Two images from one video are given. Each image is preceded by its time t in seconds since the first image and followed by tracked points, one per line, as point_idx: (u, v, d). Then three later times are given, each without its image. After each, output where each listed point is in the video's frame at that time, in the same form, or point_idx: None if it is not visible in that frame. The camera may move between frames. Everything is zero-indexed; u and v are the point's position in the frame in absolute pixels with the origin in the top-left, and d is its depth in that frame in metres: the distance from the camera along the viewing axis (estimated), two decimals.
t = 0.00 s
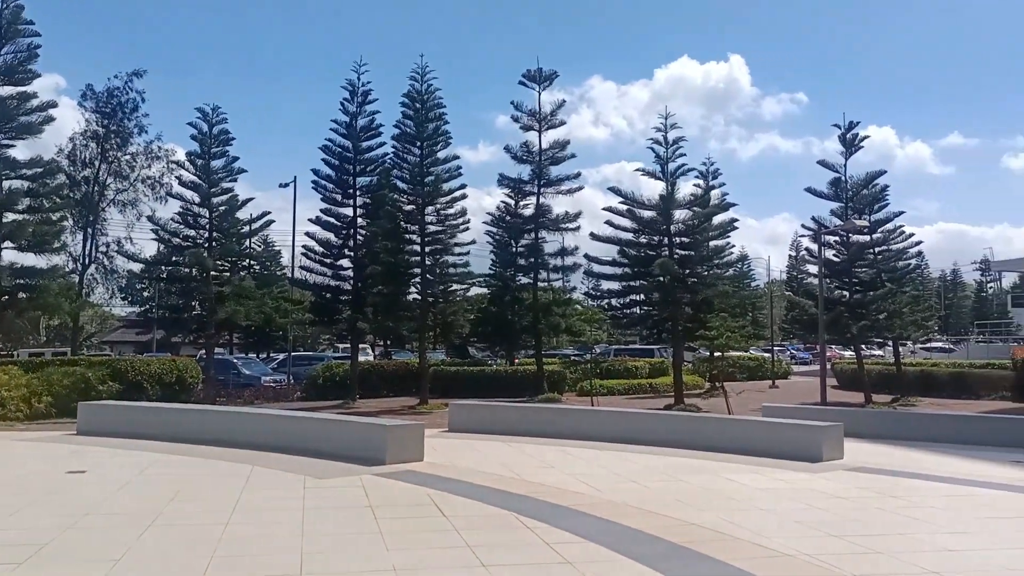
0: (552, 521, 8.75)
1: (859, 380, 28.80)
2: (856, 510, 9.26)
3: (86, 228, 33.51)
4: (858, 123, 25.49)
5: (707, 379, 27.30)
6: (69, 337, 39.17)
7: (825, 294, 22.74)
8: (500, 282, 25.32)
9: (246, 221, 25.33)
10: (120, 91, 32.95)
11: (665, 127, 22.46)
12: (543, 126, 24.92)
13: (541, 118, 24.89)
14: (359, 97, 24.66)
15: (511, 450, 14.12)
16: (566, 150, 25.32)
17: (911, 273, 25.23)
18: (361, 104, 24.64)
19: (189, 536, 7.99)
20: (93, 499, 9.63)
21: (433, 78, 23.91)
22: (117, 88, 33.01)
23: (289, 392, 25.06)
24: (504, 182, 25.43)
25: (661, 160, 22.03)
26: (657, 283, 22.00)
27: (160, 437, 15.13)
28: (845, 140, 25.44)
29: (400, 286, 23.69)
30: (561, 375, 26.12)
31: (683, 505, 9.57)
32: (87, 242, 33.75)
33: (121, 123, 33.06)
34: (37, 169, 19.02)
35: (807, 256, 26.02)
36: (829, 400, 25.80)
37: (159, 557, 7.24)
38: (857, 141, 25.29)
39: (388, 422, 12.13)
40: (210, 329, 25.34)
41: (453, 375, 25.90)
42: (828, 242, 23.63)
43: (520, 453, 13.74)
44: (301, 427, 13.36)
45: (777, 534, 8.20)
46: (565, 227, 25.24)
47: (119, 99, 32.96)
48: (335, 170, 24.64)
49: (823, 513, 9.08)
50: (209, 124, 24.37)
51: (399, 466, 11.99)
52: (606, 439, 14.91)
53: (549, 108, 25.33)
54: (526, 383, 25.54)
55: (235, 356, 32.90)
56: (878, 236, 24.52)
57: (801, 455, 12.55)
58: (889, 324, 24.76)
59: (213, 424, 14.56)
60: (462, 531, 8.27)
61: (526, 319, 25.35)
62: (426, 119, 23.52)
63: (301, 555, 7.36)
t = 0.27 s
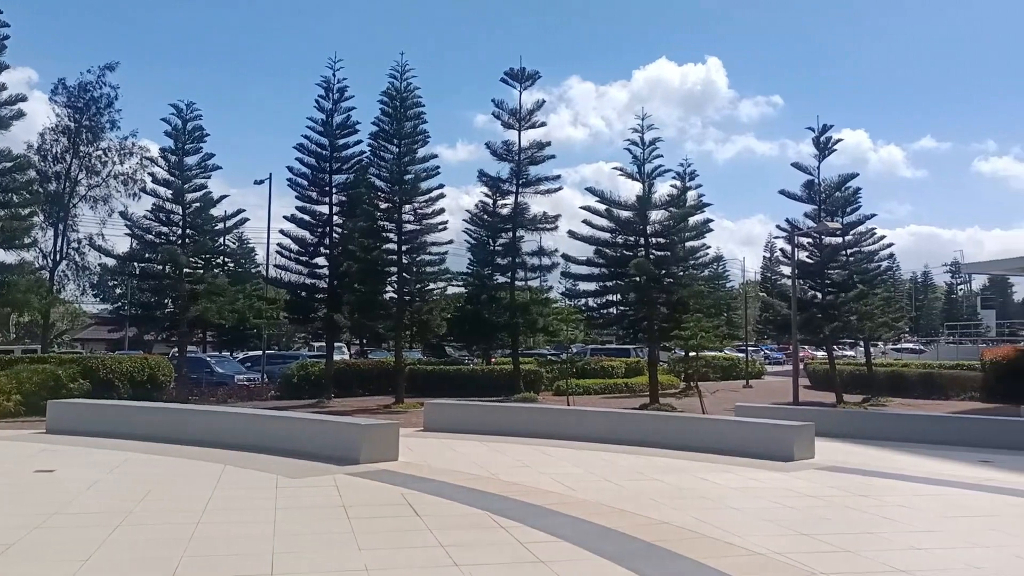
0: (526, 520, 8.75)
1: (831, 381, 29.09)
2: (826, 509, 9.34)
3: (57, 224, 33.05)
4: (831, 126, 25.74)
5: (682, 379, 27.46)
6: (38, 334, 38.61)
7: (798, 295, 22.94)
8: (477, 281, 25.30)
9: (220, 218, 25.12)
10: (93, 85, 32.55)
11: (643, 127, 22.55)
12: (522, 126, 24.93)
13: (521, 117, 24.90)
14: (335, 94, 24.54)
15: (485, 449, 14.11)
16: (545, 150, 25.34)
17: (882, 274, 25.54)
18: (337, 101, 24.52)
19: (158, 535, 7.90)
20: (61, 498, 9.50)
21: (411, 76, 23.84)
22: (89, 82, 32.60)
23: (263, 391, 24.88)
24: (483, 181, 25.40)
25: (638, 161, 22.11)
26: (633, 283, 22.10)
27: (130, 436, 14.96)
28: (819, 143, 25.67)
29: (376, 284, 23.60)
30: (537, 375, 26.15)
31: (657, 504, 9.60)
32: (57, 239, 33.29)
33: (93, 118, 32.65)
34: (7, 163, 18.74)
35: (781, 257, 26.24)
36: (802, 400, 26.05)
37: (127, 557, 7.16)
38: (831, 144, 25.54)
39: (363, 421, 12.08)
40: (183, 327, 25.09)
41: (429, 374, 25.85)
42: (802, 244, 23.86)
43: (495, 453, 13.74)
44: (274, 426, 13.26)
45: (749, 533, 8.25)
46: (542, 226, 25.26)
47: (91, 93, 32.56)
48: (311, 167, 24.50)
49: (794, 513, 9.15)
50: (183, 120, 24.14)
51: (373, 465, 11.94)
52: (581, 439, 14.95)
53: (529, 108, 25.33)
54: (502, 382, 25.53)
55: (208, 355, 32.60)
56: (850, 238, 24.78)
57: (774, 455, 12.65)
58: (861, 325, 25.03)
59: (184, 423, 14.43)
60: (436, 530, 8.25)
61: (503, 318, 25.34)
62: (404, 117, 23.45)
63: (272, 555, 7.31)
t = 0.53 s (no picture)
0: (494, 518, 8.76)
1: (798, 380, 29.44)
2: (791, 506, 9.45)
3: (19, 218, 32.45)
4: (799, 129, 26.03)
5: (652, 378, 27.64)
6: None
7: (766, 295, 23.17)
8: (448, 279, 25.26)
9: (188, 213, 24.86)
10: (57, 77, 32.01)
11: (615, 127, 22.65)
12: (496, 124, 24.92)
13: (495, 115, 24.89)
14: (303, 89, 24.35)
15: (455, 447, 14.10)
16: (518, 148, 25.35)
17: (848, 275, 25.89)
18: (306, 96, 24.34)
19: (122, 534, 7.81)
20: (22, 496, 9.35)
21: (384, 72, 23.75)
22: (54, 74, 32.05)
23: (231, 388, 24.68)
24: (455, 178, 25.36)
25: (611, 160, 22.20)
26: (604, 282, 22.19)
27: (94, 433, 14.77)
28: (787, 144, 25.94)
29: (347, 281, 23.47)
30: (508, 373, 26.17)
31: (625, 502, 9.66)
32: (20, 233, 32.71)
33: (57, 110, 32.11)
34: None
35: (750, 257, 26.49)
36: (769, 399, 26.34)
37: (89, 556, 7.06)
38: (799, 145, 25.82)
39: (331, 419, 12.02)
40: (149, 323, 24.79)
41: (399, 372, 25.78)
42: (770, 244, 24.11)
43: (464, 450, 13.74)
44: (241, 423, 13.15)
45: (715, 531, 8.33)
46: (515, 225, 25.27)
47: (56, 85, 32.02)
48: (280, 163, 24.31)
49: (760, 510, 9.25)
50: (150, 113, 23.84)
51: (341, 463, 11.88)
52: (550, 437, 14.99)
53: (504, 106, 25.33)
54: (473, 380, 25.50)
55: (176, 351, 32.24)
56: (817, 239, 25.08)
57: (741, 453, 12.78)
58: (827, 325, 25.35)
59: (149, 420, 14.26)
60: (404, 528, 8.23)
61: (474, 316, 25.32)
62: (376, 114, 23.32)
63: (237, 554, 7.25)
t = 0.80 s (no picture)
0: (462, 517, 8.74)
1: (764, 380, 29.76)
2: (757, 506, 9.55)
3: None
4: (766, 132, 26.30)
5: (620, 377, 27.78)
6: None
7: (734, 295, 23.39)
8: (418, 277, 25.18)
9: (154, 208, 24.55)
10: (20, 69, 31.41)
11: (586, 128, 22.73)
12: (468, 123, 24.88)
13: (467, 114, 24.85)
14: (271, 85, 24.14)
15: (423, 446, 14.06)
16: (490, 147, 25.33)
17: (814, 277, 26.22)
18: (273, 92, 24.13)
19: (83, 534, 7.67)
20: None
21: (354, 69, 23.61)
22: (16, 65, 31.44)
23: (196, 386, 24.41)
24: (425, 176, 25.28)
25: (582, 161, 22.27)
26: (574, 282, 22.27)
27: (55, 431, 14.52)
28: (754, 147, 26.20)
29: (315, 279, 23.31)
30: (477, 373, 26.15)
31: (592, 501, 9.69)
32: None
33: (20, 102, 31.50)
34: None
35: (718, 258, 26.72)
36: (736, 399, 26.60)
37: (50, 557, 6.93)
38: (766, 149, 26.09)
39: (299, 418, 11.93)
40: (112, 320, 24.41)
41: (368, 371, 25.65)
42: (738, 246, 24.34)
43: (432, 450, 13.71)
44: (206, 422, 12.99)
45: (682, 530, 8.39)
46: (485, 224, 25.25)
47: (18, 77, 31.41)
48: (247, 159, 24.07)
49: (726, 509, 9.33)
50: (115, 107, 23.49)
51: (308, 462, 11.79)
52: (518, 436, 15.01)
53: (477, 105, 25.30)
54: (443, 379, 25.43)
55: (140, 349, 31.79)
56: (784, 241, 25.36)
57: (708, 453, 12.88)
58: (793, 326, 25.66)
59: (112, 419, 14.04)
60: (371, 528, 8.19)
61: (444, 315, 25.27)
62: (347, 111, 23.16)
63: (201, 554, 7.16)
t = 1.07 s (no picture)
0: (432, 518, 8.65)
1: (736, 380, 29.93)
2: (728, 506, 9.55)
3: None
4: (740, 134, 26.44)
5: (594, 378, 27.79)
6: None
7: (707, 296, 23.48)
8: (392, 276, 25.01)
9: (123, 204, 24.23)
10: None
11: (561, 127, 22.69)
12: (442, 121, 24.76)
13: (441, 112, 24.73)
14: (242, 80, 23.87)
15: (394, 446, 13.94)
16: (464, 146, 25.23)
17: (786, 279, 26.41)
18: (244, 88, 23.86)
19: (44, 535, 7.49)
20: None
21: (326, 65, 23.41)
22: None
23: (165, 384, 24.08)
24: (399, 174, 25.11)
25: (556, 160, 22.24)
26: (549, 282, 22.23)
27: (18, 430, 14.25)
28: (728, 149, 26.33)
29: (287, 277, 23.07)
30: (450, 372, 26.02)
31: (564, 501, 9.64)
32: None
33: None
34: None
35: (692, 259, 26.81)
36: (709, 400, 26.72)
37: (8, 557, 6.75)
38: (739, 151, 26.23)
39: (268, 417, 11.78)
40: (79, 317, 24.01)
41: (340, 370, 25.44)
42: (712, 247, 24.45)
43: (404, 449, 13.60)
44: (173, 421, 12.79)
45: (654, 530, 8.36)
46: (459, 223, 25.14)
47: None
48: (217, 155, 23.78)
49: (697, 509, 9.33)
50: (82, 101, 23.11)
51: (277, 462, 11.64)
52: (490, 436, 14.94)
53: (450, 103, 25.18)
54: (416, 378, 25.25)
55: (108, 346, 31.31)
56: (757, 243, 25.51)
57: (680, 453, 12.89)
58: (766, 327, 25.81)
59: (76, 418, 13.79)
60: (340, 529, 8.08)
61: (418, 314, 25.12)
62: (318, 108, 22.97)
63: (166, 555, 7.02)
